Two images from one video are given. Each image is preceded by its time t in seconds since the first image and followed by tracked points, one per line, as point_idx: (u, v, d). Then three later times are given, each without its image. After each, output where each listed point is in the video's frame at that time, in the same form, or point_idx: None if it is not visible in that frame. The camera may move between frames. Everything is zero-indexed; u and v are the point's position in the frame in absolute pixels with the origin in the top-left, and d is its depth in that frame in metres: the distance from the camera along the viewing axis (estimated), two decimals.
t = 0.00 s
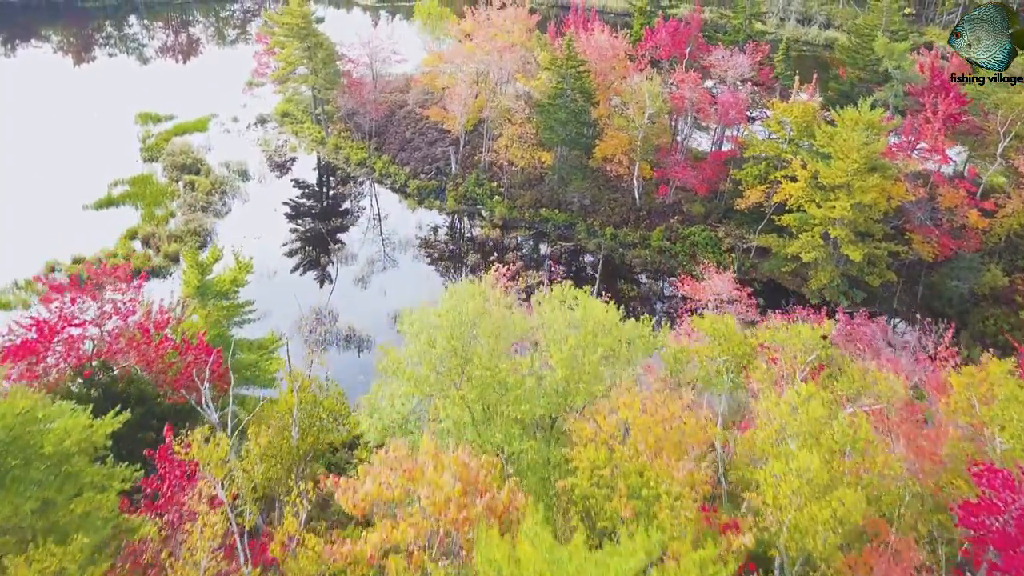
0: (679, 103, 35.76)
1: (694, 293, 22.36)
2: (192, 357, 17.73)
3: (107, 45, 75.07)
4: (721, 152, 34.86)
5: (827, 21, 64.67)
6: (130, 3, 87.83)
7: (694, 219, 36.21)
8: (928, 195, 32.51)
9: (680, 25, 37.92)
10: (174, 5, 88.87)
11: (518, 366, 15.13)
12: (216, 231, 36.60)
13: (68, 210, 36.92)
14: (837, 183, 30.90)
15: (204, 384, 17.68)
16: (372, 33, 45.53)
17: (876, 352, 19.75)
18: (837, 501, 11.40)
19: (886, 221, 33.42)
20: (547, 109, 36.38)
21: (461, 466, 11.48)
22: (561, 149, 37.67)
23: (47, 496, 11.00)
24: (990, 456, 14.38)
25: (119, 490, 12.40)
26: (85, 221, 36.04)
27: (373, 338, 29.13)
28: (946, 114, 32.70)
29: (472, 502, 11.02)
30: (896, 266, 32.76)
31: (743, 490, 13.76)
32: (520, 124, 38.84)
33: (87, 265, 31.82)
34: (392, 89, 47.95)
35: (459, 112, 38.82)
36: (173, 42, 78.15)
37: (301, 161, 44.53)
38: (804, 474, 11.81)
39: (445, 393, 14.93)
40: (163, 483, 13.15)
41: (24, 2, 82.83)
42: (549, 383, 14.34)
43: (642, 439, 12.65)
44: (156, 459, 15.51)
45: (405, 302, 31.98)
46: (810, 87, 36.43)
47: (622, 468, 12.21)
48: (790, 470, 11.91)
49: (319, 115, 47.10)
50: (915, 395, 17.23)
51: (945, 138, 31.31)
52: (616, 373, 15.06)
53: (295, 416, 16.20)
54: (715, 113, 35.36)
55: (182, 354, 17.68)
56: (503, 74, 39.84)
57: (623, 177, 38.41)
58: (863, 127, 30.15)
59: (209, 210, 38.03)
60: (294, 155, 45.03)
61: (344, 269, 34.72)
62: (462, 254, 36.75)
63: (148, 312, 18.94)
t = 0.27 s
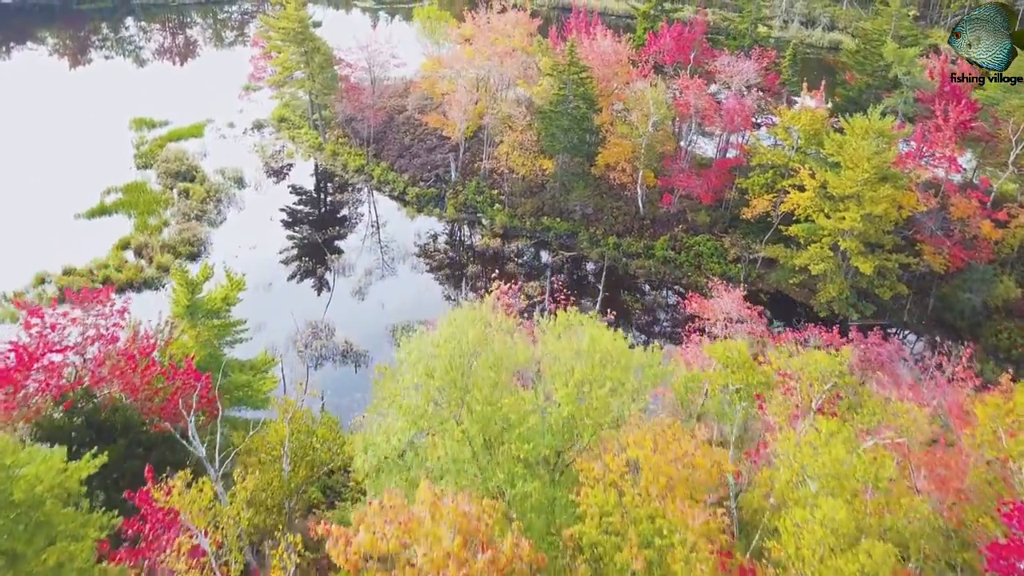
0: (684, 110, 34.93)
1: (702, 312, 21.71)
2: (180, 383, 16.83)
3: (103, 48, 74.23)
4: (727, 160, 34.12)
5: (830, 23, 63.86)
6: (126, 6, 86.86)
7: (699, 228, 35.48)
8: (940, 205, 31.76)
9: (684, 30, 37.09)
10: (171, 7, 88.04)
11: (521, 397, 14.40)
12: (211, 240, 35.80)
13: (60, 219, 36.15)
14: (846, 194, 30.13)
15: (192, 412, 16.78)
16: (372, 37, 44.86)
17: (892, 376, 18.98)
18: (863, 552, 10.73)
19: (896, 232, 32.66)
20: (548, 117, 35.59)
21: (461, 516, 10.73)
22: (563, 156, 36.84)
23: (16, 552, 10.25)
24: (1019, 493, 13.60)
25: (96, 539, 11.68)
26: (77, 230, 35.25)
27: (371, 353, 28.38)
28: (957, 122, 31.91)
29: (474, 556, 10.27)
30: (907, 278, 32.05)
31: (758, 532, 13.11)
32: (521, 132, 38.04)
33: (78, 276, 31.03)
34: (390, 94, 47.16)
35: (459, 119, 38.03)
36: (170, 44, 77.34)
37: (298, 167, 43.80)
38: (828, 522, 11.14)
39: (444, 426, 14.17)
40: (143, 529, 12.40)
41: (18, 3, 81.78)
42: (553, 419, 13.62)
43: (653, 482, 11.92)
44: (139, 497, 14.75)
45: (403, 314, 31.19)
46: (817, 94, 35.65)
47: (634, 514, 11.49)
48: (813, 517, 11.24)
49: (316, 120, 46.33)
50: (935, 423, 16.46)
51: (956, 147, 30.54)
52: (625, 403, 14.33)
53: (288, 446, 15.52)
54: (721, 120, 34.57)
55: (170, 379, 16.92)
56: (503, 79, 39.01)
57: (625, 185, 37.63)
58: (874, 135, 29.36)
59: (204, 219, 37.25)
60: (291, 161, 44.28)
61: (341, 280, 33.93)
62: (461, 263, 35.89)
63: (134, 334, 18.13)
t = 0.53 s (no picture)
0: (690, 117, 34.14)
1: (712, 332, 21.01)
2: (167, 410, 16.17)
3: (100, 51, 73.51)
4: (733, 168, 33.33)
5: (835, 26, 63.05)
6: (123, 8, 86.04)
7: (705, 237, 34.74)
8: (952, 215, 30.96)
9: (689, 35, 36.27)
10: (169, 9, 87.30)
11: (526, 434, 13.65)
12: (205, 250, 35.00)
13: (51, 229, 35.39)
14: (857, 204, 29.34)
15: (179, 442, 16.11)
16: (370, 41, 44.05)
17: (911, 400, 18.22)
18: None
19: (909, 243, 31.84)
20: (551, 124, 34.80)
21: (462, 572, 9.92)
22: (565, 164, 36.05)
23: None
24: None
25: None
26: (69, 240, 34.49)
27: (369, 369, 27.56)
28: (971, 130, 31.07)
29: None
30: (918, 290, 31.29)
31: None
32: (522, 139, 37.26)
33: (69, 289, 30.28)
34: (389, 99, 46.36)
35: (459, 126, 37.25)
36: (167, 47, 76.61)
37: (296, 174, 43.02)
38: None
39: (444, 464, 13.41)
40: None
41: (14, 5, 81.00)
42: (560, 459, 12.86)
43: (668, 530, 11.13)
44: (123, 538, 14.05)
45: (402, 327, 30.38)
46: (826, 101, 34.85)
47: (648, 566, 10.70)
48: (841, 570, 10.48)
49: (314, 126, 45.53)
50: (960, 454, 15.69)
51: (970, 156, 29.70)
52: (635, 440, 13.56)
53: (280, 481, 14.74)
54: (727, 128, 33.78)
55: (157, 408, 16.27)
56: (504, 86, 38.24)
57: (629, 194, 36.85)
58: (885, 143, 28.54)
59: (198, 228, 36.43)
60: (288, 168, 43.50)
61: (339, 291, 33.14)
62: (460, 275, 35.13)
63: (120, 358, 17.34)
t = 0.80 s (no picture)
0: (695, 124, 33.33)
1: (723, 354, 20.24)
2: (153, 441, 15.30)
3: (96, 53, 72.70)
4: (739, 177, 32.57)
5: (839, 28, 62.23)
6: (120, 10, 85.21)
7: (710, 248, 34.00)
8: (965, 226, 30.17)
9: (694, 39, 35.45)
10: (166, 11, 86.50)
11: (530, 477, 12.98)
12: (200, 260, 34.21)
13: (42, 238, 34.60)
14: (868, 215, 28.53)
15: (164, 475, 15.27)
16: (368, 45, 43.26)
17: (930, 427, 17.47)
18: None
19: (921, 254, 31.06)
20: (553, 131, 34.02)
21: None
22: (567, 172, 35.27)
23: None
24: None
25: None
26: (60, 250, 33.71)
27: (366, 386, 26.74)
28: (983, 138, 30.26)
29: None
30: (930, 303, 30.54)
31: None
32: (524, 146, 36.51)
33: (59, 301, 29.50)
34: (389, 104, 45.58)
35: (459, 133, 36.48)
36: (165, 49, 75.82)
37: (293, 180, 42.28)
38: None
39: (443, 506, 12.70)
40: None
41: (10, 7, 80.14)
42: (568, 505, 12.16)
43: None
44: None
45: (400, 341, 29.57)
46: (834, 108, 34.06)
47: None
48: None
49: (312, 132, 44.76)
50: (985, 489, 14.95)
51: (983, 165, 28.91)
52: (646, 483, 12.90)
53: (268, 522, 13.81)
54: (733, 135, 32.98)
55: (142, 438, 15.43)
56: (505, 92, 37.46)
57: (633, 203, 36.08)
58: (898, 153, 27.69)
59: (193, 237, 35.64)
60: (285, 175, 42.75)
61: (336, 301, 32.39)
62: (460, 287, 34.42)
63: (104, 385, 16.56)
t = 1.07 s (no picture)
0: (700, 132, 32.49)
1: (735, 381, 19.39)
2: (135, 476, 14.38)
3: (91, 57, 71.74)
4: (746, 187, 31.74)
5: (843, 31, 61.29)
6: (116, 13, 84.26)
7: (716, 259, 33.20)
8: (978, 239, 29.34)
9: (699, 45, 34.62)
10: (162, 14, 85.55)
11: (535, 529, 12.57)
12: (193, 272, 33.36)
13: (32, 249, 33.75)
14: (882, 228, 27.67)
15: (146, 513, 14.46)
16: (365, 50, 42.38)
17: (953, 459, 16.66)
18: None
19: (935, 268, 30.24)
20: (555, 139, 33.18)
21: None
22: (570, 181, 34.44)
23: None
24: None
25: None
26: (50, 261, 32.89)
27: (363, 405, 25.89)
28: (997, 148, 29.42)
29: None
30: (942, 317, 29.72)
31: None
32: (525, 155, 35.68)
33: (48, 315, 28.67)
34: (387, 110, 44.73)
35: (459, 141, 35.65)
36: (161, 52, 74.86)
37: (290, 188, 41.50)
38: None
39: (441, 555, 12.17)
40: None
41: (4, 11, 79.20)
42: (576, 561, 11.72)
43: None
44: None
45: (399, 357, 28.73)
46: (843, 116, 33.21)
47: None
48: None
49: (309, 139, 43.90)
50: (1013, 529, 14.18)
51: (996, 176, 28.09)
52: (655, 533, 12.41)
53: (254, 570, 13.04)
54: (740, 144, 32.16)
55: (124, 473, 14.52)
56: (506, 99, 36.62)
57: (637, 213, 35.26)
58: (912, 163, 26.82)
59: (186, 248, 34.82)
60: (281, 182, 41.97)
61: (333, 314, 31.57)
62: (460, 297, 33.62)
63: (85, 416, 15.72)
